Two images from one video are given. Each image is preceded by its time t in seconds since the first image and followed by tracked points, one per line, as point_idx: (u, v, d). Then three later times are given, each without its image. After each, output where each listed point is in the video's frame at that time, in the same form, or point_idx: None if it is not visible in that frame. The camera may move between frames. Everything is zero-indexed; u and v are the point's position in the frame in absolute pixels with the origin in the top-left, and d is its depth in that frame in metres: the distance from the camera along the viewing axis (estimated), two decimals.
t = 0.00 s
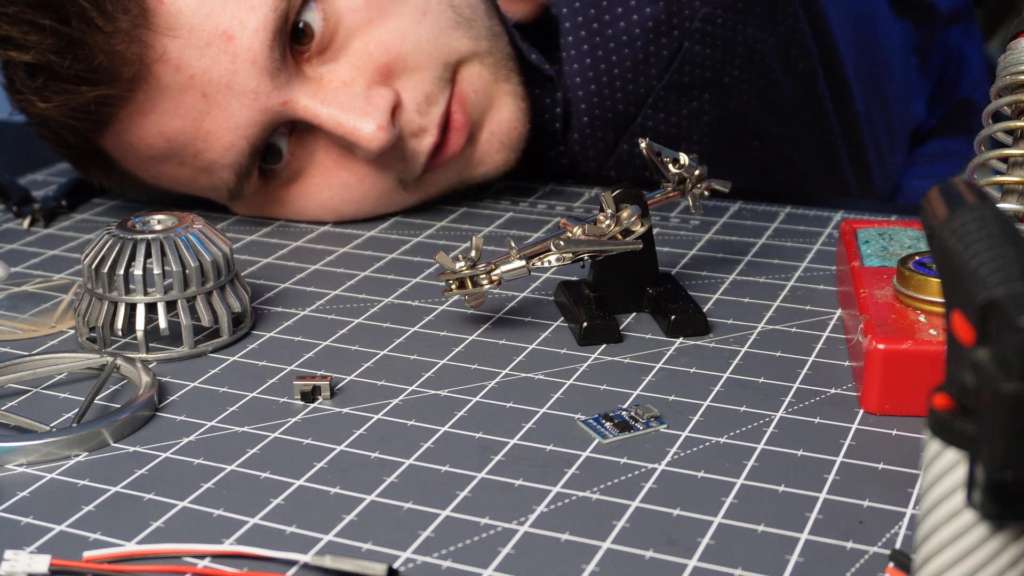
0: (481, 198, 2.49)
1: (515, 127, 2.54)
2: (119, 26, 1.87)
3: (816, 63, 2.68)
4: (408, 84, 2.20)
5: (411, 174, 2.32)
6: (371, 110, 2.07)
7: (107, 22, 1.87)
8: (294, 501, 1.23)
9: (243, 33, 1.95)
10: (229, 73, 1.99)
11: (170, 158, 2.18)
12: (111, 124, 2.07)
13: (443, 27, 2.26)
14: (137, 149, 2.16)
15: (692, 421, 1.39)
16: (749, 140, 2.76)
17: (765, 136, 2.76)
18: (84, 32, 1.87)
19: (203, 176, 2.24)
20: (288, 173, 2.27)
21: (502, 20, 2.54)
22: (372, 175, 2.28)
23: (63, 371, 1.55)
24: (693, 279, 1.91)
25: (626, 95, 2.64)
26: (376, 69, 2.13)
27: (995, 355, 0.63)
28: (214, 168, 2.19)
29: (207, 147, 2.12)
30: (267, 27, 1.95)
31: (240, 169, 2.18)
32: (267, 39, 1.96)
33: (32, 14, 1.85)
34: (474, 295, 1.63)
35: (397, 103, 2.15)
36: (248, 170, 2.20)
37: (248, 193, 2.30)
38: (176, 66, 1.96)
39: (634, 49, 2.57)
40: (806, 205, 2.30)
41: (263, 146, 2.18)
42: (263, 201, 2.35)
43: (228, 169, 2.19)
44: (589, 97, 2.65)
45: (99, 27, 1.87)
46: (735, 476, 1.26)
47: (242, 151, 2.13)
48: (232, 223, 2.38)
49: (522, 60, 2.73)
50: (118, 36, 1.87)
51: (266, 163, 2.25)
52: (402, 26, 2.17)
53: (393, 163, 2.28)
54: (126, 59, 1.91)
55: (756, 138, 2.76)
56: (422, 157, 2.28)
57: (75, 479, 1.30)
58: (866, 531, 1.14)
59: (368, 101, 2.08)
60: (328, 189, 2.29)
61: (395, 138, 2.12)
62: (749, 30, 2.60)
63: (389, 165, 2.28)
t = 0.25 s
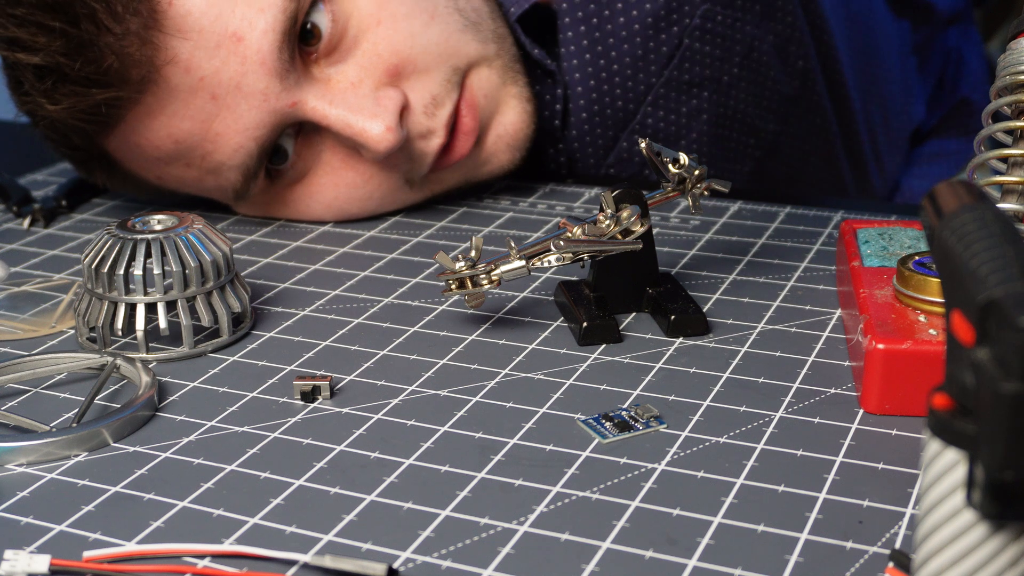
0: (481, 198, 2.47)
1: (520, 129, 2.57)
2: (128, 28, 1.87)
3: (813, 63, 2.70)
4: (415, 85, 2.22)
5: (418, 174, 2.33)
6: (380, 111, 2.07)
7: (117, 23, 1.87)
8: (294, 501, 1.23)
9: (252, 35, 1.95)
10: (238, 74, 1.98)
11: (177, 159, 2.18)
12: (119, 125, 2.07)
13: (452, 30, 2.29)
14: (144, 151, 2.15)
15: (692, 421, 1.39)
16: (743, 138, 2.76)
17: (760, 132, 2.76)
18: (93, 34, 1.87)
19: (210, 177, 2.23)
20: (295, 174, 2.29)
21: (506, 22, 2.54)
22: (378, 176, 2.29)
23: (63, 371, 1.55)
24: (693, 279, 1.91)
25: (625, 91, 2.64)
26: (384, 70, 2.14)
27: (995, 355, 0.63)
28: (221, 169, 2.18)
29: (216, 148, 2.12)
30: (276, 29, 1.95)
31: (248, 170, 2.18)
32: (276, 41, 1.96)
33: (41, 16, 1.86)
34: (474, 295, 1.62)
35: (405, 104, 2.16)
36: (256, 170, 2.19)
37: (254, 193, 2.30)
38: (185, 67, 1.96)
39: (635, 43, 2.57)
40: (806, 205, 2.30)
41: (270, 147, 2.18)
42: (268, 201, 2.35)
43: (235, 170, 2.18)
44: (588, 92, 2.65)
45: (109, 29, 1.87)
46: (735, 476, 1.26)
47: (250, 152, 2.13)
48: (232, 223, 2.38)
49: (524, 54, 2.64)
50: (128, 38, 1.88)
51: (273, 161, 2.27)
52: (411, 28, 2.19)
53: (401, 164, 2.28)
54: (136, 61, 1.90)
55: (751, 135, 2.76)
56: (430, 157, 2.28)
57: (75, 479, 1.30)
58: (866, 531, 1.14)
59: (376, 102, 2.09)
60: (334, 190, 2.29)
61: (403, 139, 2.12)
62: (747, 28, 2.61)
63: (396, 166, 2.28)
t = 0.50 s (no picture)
0: (481, 197, 2.47)
1: (526, 124, 2.59)
2: (125, 27, 1.87)
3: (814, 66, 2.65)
4: (413, 82, 2.21)
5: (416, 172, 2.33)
6: (378, 109, 2.07)
7: (113, 23, 1.86)
8: (294, 501, 1.23)
9: (249, 33, 1.95)
10: (235, 73, 1.99)
11: (175, 159, 2.18)
12: (116, 125, 2.07)
13: (450, 25, 2.29)
14: (142, 150, 2.15)
15: (692, 421, 1.39)
16: (744, 142, 2.78)
17: (761, 135, 2.78)
18: (90, 33, 1.86)
19: (209, 177, 2.23)
20: (294, 174, 2.29)
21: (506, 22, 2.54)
22: (377, 175, 2.29)
23: (62, 371, 1.55)
24: (693, 279, 1.91)
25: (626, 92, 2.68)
26: (383, 69, 2.14)
27: (995, 355, 0.63)
28: (220, 168, 2.18)
29: (213, 148, 2.12)
30: (273, 27, 1.95)
31: (246, 170, 2.18)
32: (273, 39, 1.96)
33: (38, 16, 1.86)
34: (474, 295, 1.62)
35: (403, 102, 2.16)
36: (254, 169, 2.20)
37: (253, 193, 2.30)
38: (182, 67, 1.96)
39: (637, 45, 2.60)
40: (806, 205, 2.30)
41: (269, 146, 2.19)
42: (267, 201, 2.35)
43: (234, 170, 2.18)
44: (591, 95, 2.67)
45: (105, 29, 1.86)
46: (735, 476, 1.26)
47: (249, 151, 2.13)
48: (232, 223, 2.38)
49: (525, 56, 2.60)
50: (124, 37, 1.87)
51: (272, 160, 2.26)
52: (409, 25, 2.19)
53: (399, 162, 2.29)
54: (132, 61, 1.90)
55: (752, 138, 2.78)
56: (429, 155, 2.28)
57: (75, 479, 1.30)
58: (866, 531, 1.14)
59: (374, 100, 2.09)
60: (334, 189, 2.29)
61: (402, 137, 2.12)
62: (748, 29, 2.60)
63: (394, 165, 2.29)
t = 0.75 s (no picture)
0: (482, 198, 2.48)
1: (524, 128, 2.58)
2: (127, 24, 1.87)
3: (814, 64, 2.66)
4: (416, 85, 2.22)
5: (417, 175, 2.33)
6: (380, 110, 2.07)
7: (115, 20, 1.87)
8: (294, 501, 1.23)
9: (252, 32, 1.95)
10: (237, 71, 1.99)
11: (176, 158, 2.17)
12: (117, 123, 2.06)
13: (453, 29, 2.30)
14: (143, 148, 2.15)
15: (692, 421, 1.39)
16: (743, 140, 2.79)
17: (760, 135, 2.78)
18: (92, 30, 1.86)
19: (210, 176, 2.23)
20: (295, 174, 2.29)
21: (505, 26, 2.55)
22: (379, 176, 2.29)
23: (63, 371, 1.55)
24: (693, 279, 1.91)
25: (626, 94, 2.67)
26: (385, 70, 2.14)
27: (995, 355, 0.63)
28: (221, 168, 2.19)
29: (215, 147, 2.12)
30: (276, 27, 1.95)
31: (247, 169, 2.18)
32: (276, 38, 1.96)
33: (40, 13, 1.86)
34: (474, 295, 1.62)
35: (405, 104, 2.16)
36: (256, 169, 2.20)
37: (254, 193, 2.30)
38: (185, 65, 1.96)
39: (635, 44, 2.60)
40: (806, 205, 2.30)
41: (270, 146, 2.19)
42: (268, 201, 2.35)
43: (235, 169, 2.18)
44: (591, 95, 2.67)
45: (107, 26, 1.87)
46: (735, 476, 1.26)
47: (250, 150, 2.13)
48: (232, 223, 2.39)
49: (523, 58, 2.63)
50: (126, 34, 1.87)
51: (273, 160, 2.27)
52: (412, 27, 2.19)
53: (399, 165, 2.28)
54: (134, 58, 1.90)
55: (751, 137, 2.79)
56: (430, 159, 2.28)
57: (76, 479, 1.30)
58: (866, 531, 1.14)
59: (377, 101, 2.09)
60: (335, 190, 2.29)
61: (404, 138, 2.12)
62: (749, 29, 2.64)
63: (396, 167, 2.28)
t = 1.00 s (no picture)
0: (481, 198, 2.48)
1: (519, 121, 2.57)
2: (119, 26, 1.85)
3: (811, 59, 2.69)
4: (406, 77, 2.22)
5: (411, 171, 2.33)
6: (375, 106, 2.08)
7: (108, 22, 1.85)
8: (294, 501, 1.23)
9: (245, 32, 1.95)
10: (231, 71, 1.99)
11: (172, 159, 2.17)
12: (113, 124, 2.06)
13: (444, 19, 2.28)
14: (139, 149, 2.14)
15: (692, 421, 1.39)
16: (741, 134, 2.81)
17: (758, 129, 2.80)
18: (85, 32, 1.85)
19: (207, 176, 2.23)
20: (291, 172, 2.29)
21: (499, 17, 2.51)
22: (375, 172, 2.29)
23: (62, 371, 1.55)
24: (693, 279, 1.91)
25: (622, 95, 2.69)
26: (378, 64, 2.14)
27: (995, 355, 0.63)
28: (217, 168, 2.18)
29: (211, 147, 2.12)
30: (270, 26, 1.96)
31: (244, 168, 2.18)
32: (270, 38, 1.97)
33: (33, 16, 1.84)
34: (474, 295, 1.62)
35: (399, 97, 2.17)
36: (253, 168, 2.20)
37: (251, 192, 2.30)
38: (178, 65, 1.95)
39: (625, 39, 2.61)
40: (806, 205, 2.30)
41: (268, 146, 2.19)
42: (266, 201, 2.35)
43: (232, 169, 2.18)
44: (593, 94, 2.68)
45: (99, 28, 1.85)
46: (735, 476, 1.26)
47: (247, 149, 2.13)
48: (232, 223, 2.39)
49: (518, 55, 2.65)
50: (119, 36, 1.86)
51: (269, 160, 2.26)
52: (403, 18, 2.18)
53: (394, 160, 2.29)
54: (127, 59, 1.89)
55: (749, 132, 2.81)
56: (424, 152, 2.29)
57: (75, 479, 1.30)
58: (866, 531, 1.14)
59: (371, 96, 2.09)
60: (332, 188, 2.29)
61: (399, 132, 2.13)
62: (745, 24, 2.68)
63: (391, 162, 2.29)
